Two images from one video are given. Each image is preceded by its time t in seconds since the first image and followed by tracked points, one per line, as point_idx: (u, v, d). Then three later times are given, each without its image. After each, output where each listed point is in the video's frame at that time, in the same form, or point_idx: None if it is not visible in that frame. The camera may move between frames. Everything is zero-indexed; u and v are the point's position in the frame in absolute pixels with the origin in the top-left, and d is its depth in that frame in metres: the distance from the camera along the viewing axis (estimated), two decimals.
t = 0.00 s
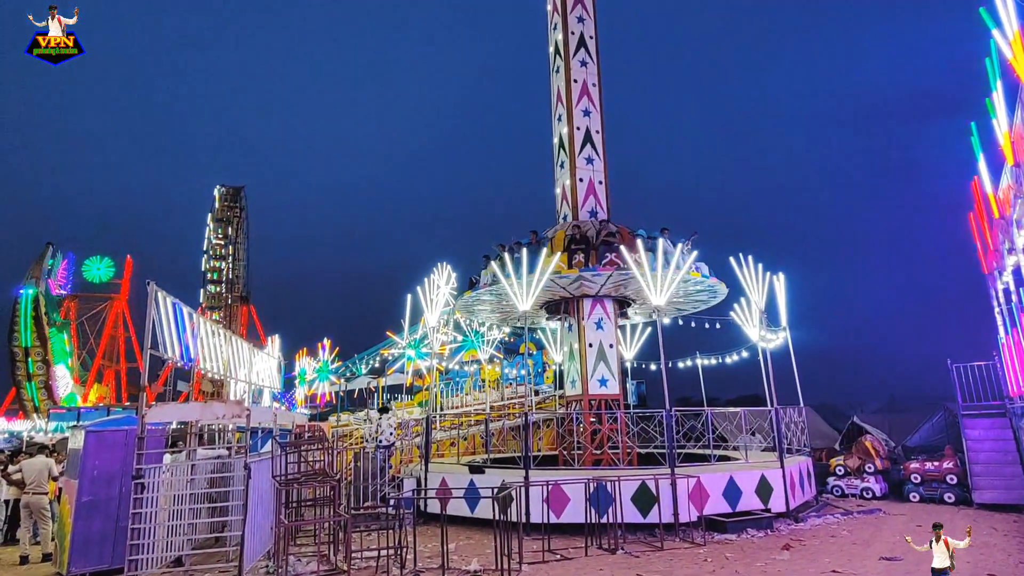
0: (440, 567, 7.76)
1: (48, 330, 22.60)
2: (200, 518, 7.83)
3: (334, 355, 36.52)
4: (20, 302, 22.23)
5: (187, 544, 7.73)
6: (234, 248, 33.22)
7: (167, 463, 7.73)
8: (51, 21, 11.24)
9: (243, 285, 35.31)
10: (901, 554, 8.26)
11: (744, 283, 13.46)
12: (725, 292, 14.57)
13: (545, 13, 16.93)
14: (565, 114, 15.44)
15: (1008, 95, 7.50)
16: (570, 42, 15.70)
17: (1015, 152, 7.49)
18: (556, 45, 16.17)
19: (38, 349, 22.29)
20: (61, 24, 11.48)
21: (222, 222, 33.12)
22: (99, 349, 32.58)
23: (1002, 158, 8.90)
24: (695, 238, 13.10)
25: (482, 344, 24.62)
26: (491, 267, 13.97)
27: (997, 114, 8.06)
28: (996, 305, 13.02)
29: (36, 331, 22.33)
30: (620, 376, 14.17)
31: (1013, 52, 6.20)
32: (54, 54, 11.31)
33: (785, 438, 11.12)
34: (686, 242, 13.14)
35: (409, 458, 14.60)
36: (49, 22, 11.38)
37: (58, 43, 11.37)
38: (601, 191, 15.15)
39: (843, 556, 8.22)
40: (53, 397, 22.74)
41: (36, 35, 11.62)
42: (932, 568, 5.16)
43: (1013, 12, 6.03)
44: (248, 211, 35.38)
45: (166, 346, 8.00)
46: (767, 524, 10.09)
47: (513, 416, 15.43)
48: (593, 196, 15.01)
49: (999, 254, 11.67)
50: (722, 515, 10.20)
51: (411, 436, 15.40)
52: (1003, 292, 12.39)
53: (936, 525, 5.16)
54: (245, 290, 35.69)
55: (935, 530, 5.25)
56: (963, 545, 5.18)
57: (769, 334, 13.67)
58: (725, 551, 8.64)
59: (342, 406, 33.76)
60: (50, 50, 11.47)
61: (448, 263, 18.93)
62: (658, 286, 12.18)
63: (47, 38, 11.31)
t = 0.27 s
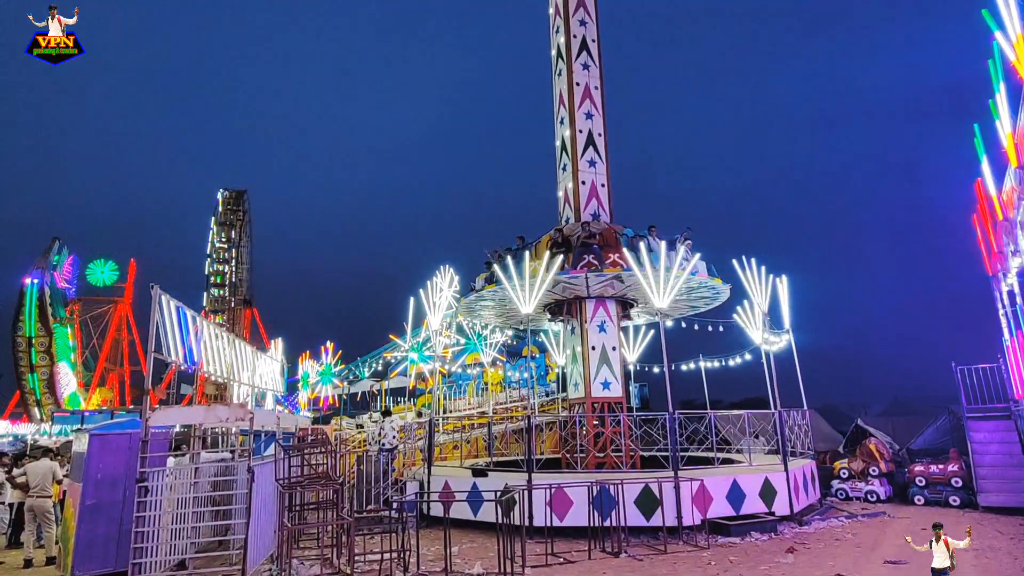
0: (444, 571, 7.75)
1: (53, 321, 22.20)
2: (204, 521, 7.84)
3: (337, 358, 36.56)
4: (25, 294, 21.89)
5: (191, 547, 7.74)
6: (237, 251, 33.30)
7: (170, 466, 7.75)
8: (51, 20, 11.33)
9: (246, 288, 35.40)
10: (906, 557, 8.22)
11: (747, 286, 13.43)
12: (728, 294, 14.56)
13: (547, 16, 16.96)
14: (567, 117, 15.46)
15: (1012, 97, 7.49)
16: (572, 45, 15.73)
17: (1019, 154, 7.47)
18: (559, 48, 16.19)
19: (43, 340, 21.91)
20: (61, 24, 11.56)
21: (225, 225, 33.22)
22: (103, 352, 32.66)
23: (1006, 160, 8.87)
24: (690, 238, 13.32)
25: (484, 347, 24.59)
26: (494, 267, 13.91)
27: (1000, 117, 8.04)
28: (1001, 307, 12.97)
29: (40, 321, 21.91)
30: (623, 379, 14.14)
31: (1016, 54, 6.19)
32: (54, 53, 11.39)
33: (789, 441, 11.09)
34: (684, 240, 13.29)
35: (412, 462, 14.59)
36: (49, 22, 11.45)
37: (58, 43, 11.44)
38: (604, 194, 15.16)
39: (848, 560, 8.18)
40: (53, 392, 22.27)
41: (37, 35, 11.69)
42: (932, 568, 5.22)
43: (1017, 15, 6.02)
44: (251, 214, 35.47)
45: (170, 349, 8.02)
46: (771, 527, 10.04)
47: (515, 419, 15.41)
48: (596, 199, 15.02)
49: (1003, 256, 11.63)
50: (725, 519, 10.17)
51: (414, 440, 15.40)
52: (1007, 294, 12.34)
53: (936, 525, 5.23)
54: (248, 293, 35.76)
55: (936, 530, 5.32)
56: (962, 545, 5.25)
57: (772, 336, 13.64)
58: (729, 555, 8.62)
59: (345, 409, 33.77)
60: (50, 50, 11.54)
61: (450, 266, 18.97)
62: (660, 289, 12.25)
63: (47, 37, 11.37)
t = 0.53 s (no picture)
0: None
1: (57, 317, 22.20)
2: (206, 527, 7.84)
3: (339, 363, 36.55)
4: (30, 288, 21.97)
5: (192, 553, 7.74)
6: (239, 255, 33.35)
7: (172, 471, 7.75)
8: (51, 20, 11.40)
9: (248, 293, 35.44)
10: (911, 563, 8.18)
11: (750, 290, 13.41)
12: (730, 296, 14.55)
13: (548, 21, 17.00)
14: (569, 122, 15.49)
15: (1014, 101, 7.48)
16: (573, 50, 15.77)
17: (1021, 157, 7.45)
18: (560, 53, 16.23)
19: (46, 334, 21.92)
20: (61, 24, 11.62)
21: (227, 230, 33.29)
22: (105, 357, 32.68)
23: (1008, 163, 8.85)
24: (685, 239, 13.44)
25: (487, 351, 24.54)
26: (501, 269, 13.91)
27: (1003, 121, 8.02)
28: (1004, 310, 12.92)
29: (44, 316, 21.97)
30: (626, 383, 14.11)
31: (1017, 58, 6.19)
32: (54, 54, 11.45)
33: (793, 446, 11.04)
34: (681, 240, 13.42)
35: (414, 467, 14.56)
36: (49, 22, 11.53)
37: (58, 43, 11.50)
38: (606, 198, 15.17)
39: (852, 565, 8.13)
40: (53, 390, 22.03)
41: (37, 37, 11.75)
42: (932, 568, 5.35)
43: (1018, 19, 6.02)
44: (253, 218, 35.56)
45: (172, 354, 8.03)
46: (774, 532, 10.01)
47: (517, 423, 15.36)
48: (597, 203, 15.03)
49: (1006, 259, 11.59)
50: (729, 524, 10.13)
51: (415, 445, 15.37)
52: (1011, 298, 12.29)
53: (935, 525, 5.41)
54: (250, 297, 35.79)
55: (936, 531, 5.48)
56: (962, 546, 5.40)
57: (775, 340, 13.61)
58: (733, 560, 8.58)
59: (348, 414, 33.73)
60: (50, 50, 11.62)
61: (451, 270, 18.99)
62: (662, 293, 12.32)
63: (47, 38, 11.45)
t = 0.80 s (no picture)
0: None
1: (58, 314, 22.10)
2: (207, 529, 7.84)
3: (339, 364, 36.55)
4: (31, 285, 21.92)
5: (193, 555, 7.73)
6: (239, 257, 33.37)
7: (172, 473, 7.74)
8: (51, 20, 11.43)
9: (249, 294, 35.44)
10: (912, 563, 8.16)
11: (750, 290, 13.40)
12: (730, 296, 14.53)
13: (548, 22, 17.01)
14: (568, 123, 15.50)
15: (1013, 101, 7.47)
16: (573, 51, 15.78)
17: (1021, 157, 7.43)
18: (560, 54, 16.24)
19: (47, 331, 21.78)
20: (61, 24, 11.65)
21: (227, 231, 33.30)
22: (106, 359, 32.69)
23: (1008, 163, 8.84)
24: (675, 232, 13.40)
25: (487, 352, 24.49)
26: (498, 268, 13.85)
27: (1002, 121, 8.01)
28: (1005, 310, 12.90)
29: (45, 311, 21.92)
30: (626, 384, 14.11)
31: (1017, 58, 6.19)
32: (54, 54, 11.47)
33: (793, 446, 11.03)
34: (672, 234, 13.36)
35: (415, 468, 14.55)
36: (49, 22, 11.56)
37: (58, 43, 11.53)
38: (606, 199, 15.18)
39: (853, 566, 8.12)
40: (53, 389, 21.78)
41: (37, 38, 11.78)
42: (932, 568, 5.34)
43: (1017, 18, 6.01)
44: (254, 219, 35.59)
45: (173, 355, 8.04)
46: (775, 533, 10.00)
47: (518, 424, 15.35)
48: (597, 204, 15.04)
49: (1007, 259, 11.58)
50: (730, 524, 10.12)
51: (416, 445, 15.37)
52: (1011, 297, 12.27)
53: (936, 525, 5.39)
54: (250, 299, 35.81)
55: (936, 531, 5.47)
56: (962, 546, 5.38)
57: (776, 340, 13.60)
58: (734, 561, 8.57)
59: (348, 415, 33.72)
60: (49, 49, 11.64)
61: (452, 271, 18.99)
62: (662, 294, 12.32)
63: (47, 37, 11.48)
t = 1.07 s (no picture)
0: None
1: (58, 312, 21.96)
2: (207, 528, 7.84)
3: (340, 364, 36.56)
4: (32, 284, 21.80)
5: (193, 554, 7.72)
6: (239, 256, 33.38)
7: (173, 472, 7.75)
8: (51, 20, 11.43)
9: (249, 294, 35.43)
10: (912, 563, 8.16)
11: (751, 291, 13.40)
12: (730, 293, 14.50)
13: (549, 22, 16.99)
14: (569, 122, 15.49)
15: (1014, 102, 7.46)
16: (574, 50, 15.77)
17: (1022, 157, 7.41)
18: (560, 54, 16.22)
19: (47, 331, 21.67)
20: (61, 25, 11.65)
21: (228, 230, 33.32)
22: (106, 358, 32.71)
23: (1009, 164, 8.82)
24: (662, 226, 13.40)
25: (487, 352, 24.47)
26: (494, 268, 14.00)
27: (1004, 121, 8.00)
28: (1006, 310, 12.88)
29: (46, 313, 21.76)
30: (626, 384, 14.11)
31: (1018, 58, 6.18)
32: (54, 55, 11.48)
33: (794, 446, 11.03)
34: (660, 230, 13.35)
35: (415, 467, 14.57)
36: (49, 22, 11.56)
37: (58, 43, 11.53)
38: (606, 198, 15.17)
39: (853, 565, 8.12)
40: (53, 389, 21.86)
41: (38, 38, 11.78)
42: (932, 568, 5.34)
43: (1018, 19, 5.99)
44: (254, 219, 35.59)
45: (173, 355, 8.04)
46: (775, 533, 9.99)
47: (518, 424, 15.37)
48: (598, 204, 15.03)
49: (1007, 259, 11.57)
50: (730, 524, 10.12)
51: (416, 445, 15.38)
52: (1012, 298, 12.24)
53: (936, 525, 5.38)
54: (251, 298, 35.82)
55: (936, 531, 5.46)
56: (963, 546, 5.37)
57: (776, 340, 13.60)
58: (734, 560, 8.57)
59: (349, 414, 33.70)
60: (49, 50, 11.64)
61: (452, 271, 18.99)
62: (662, 293, 12.31)
63: (47, 38, 11.48)
